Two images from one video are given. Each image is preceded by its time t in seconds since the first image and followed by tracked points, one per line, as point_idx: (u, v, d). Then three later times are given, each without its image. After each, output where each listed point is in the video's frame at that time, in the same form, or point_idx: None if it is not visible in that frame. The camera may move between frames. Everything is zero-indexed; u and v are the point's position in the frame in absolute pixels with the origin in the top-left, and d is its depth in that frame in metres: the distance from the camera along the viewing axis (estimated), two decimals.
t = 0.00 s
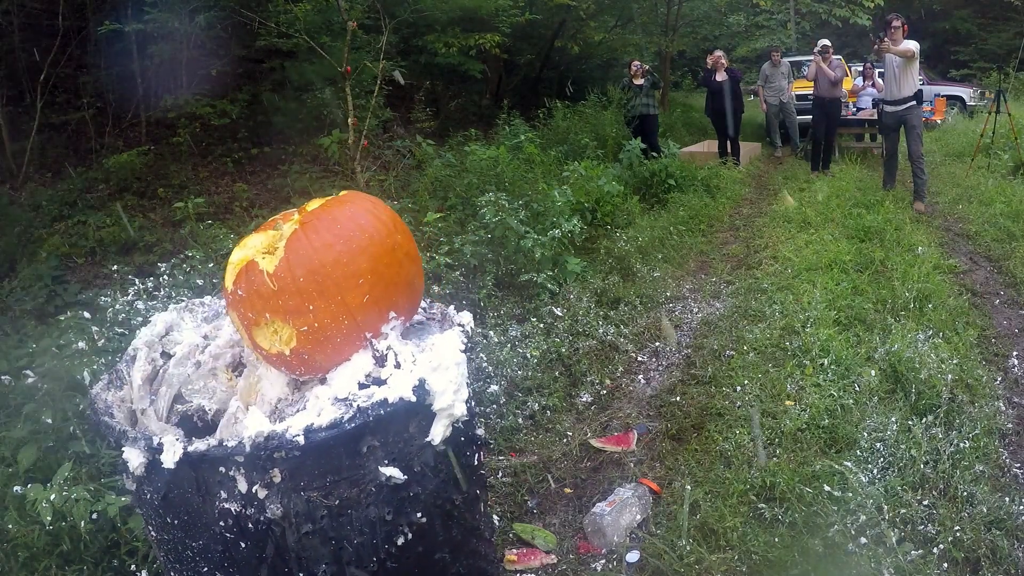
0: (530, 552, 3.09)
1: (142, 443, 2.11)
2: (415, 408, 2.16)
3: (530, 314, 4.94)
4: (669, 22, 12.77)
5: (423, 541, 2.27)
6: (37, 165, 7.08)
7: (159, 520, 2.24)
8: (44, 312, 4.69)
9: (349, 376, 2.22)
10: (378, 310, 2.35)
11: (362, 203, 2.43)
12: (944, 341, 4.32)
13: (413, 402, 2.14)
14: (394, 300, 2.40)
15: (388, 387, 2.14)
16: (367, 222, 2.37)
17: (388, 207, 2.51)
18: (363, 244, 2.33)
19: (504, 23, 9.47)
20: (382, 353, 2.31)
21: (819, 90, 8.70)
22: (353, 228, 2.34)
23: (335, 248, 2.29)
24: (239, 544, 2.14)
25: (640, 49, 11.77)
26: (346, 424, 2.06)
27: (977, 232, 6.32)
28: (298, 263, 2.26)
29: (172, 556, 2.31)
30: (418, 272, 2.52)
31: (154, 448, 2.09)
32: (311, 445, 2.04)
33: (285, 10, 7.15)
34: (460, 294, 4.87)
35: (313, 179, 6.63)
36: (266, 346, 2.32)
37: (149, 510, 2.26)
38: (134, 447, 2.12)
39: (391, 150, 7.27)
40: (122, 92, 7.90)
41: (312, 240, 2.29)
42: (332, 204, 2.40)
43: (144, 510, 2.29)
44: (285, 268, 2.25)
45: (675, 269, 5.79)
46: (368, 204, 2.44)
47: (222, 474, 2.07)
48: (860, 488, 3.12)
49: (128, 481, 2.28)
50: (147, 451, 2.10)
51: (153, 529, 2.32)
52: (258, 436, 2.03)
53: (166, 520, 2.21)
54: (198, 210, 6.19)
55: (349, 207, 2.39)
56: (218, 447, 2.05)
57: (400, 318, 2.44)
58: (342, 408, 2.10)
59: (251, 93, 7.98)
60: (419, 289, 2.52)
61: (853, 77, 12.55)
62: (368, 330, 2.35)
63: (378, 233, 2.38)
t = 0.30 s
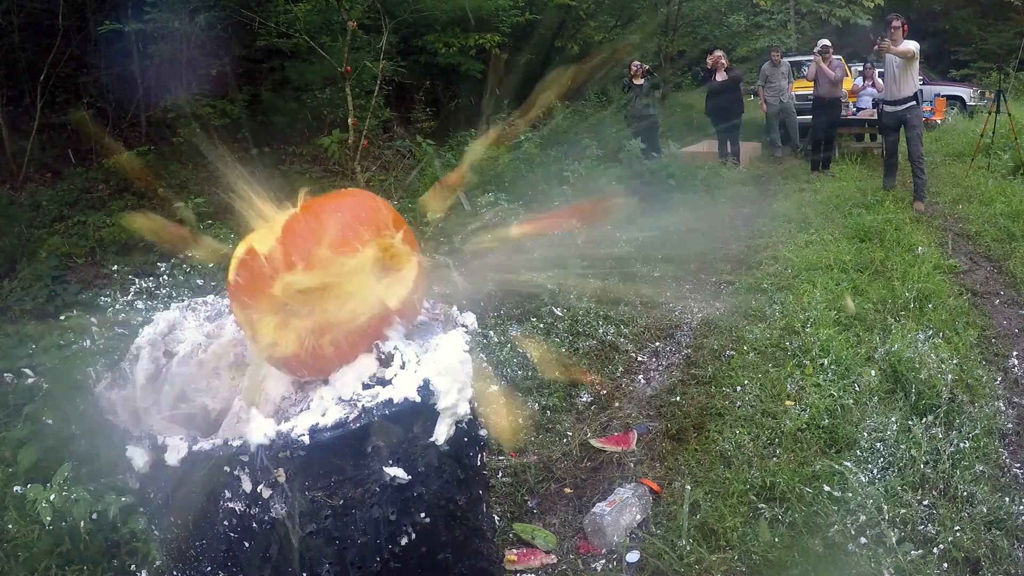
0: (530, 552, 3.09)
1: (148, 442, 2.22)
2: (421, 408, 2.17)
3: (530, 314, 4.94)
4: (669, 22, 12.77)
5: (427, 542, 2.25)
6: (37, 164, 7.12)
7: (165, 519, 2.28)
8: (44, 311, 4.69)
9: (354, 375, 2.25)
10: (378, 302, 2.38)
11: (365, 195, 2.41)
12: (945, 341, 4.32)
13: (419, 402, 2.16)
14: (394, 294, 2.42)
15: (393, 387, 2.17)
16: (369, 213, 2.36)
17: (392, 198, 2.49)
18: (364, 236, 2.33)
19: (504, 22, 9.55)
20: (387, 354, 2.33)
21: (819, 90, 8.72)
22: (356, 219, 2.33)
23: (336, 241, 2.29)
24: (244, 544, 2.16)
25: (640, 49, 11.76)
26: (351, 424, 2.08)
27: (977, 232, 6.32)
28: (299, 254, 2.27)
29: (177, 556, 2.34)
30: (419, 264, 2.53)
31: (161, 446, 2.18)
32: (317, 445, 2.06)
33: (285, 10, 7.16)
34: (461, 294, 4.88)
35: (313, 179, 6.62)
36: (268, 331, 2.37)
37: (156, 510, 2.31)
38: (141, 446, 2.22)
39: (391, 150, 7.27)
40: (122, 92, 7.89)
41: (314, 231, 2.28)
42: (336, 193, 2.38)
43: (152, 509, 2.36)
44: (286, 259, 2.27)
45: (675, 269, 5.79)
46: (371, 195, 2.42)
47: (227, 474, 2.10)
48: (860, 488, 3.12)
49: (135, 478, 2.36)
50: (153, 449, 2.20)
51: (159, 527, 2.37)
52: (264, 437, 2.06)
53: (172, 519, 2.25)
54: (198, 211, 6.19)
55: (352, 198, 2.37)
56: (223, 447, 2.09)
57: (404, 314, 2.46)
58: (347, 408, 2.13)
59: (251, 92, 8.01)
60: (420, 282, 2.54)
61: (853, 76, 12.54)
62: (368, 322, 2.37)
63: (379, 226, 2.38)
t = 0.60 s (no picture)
0: (530, 552, 3.09)
1: (148, 440, 2.13)
2: (424, 408, 2.16)
3: (530, 314, 4.94)
4: (669, 22, 12.77)
5: (430, 541, 2.28)
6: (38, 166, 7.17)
7: (165, 518, 2.24)
8: (44, 311, 4.69)
9: (357, 373, 2.20)
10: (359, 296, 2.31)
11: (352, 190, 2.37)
12: (944, 341, 4.32)
13: (422, 402, 2.15)
14: (377, 289, 2.35)
15: (396, 386, 2.16)
16: (355, 209, 2.32)
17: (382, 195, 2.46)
18: (347, 231, 2.28)
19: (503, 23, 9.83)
20: (390, 353, 2.30)
21: (819, 90, 8.61)
22: (340, 217, 2.28)
23: (317, 234, 2.24)
24: (246, 543, 2.14)
25: (640, 49, 11.75)
26: (356, 423, 2.06)
27: (977, 232, 6.33)
28: (278, 245, 2.21)
29: (178, 556, 2.31)
30: (408, 261, 2.48)
31: (161, 445, 2.11)
32: (321, 444, 2.04)
33: (285, 10, 7.28)
34: (461, 294, 4.90)
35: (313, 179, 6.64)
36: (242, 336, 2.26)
37: (156, 509, 2.27)
38: (141, 444, 2.14)
39: (390, 150, 7.28)
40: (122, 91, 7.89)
41: (295, 224, 2.24)
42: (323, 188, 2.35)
43: (151, 509, 2.31)
44: (265, 250, 2.22)
45: (675, 269, 5.79)
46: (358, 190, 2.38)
47: (230, 473, 2.05)
48: (860, 488, 3.12)
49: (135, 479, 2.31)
50: (153, 448, 2.12)
51: (159, 527, 2.33)
52: (269, 435, 2.02)
53: (172, 518, 2.21)
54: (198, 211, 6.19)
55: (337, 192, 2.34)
56: (226, 445, 2.04)
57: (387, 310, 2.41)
58: (351, 406, 2.11)
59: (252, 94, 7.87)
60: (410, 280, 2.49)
61: (853, 76, 12.54)
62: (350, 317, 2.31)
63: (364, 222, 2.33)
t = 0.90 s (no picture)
0: (530, 553, 3.09)
1: (151, 436, 2.10)
2: (425, 404, 2.16)
3: (530, 314, 4.94)
4: (669, 22, 12.78)
5: (429, 537, 2.28)
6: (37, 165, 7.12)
7: (167, 513, 2.23)
8: (44, 312, 4.70)
9: (358, 370, 2.18)
10: (342, 301, 2.22)
11: (342, 194, 2.30)
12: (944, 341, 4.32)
13: (423, 398, 2.14)
14: (363, 295, 2.25)
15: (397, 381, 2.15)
16: (339, 213, 2.24)
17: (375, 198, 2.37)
18: (328, 236, 2.21)
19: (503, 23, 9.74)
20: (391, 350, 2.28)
21: (819, 89, 8.70)
22: (324, 221, 2.21)
23: (297, 241, 2.18)
24: (246, 538, 2.13)
25: (640, 49, 11.74)
26: (356, 418, 2.05)
27: (977, 232, 6.33)
28: (261, 253, 2.18)
29: (178, 550, 2.31)
30: (402, 265, 2.38)
31: (164, 440, 2.09)
32: (321, 439, 2.03)
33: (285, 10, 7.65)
34: (462, 293, 4.85)
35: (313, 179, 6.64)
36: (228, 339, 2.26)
37: (156, 503, 2.26)
38: (143, 439, 2.11)
39: (390, 150, 7.27)
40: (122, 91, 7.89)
41: (276, 230, 2.19)
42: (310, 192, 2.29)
43: (152, 504, 2.29)
44: (247, 257, 2.19)
45: (675, 269, 5.79)
46: (347, 194, 2.31)
47: (232, 466, 2.05)
48: (859, 488, 3.12)
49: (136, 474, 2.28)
50: (156, 443, 2.09)
51: (160, 522, 2.31)
52: (270, 429, 2.01)
53: (173, 513, 2.21)
54: (198, 211, 6.19)
55: (323, 197, 2.27)
56: (228, 440, 2.03)
57: (376, 315, 2.31)
58: (352, 402, 2.09)
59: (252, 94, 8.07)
60: (403, 284, 2.39)
61: (853, 76, 12.54)
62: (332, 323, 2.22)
63: (349, 226, 2.25)
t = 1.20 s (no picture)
0: (530, 552, 3.09)
1: (153, 426, 2.11)
2: (422, 395, 2.15)
3: (530, 314, 4.94)
4: (669, 22, 12.77)
5: (427, 529, 2.27)
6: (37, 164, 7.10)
7: (168, 504, 2.23)
8: (44, 312, 4.72)
9: (356, 364, 2.17)
10: (326, 319, 2.18)
11: (329, 208, 2.26)
12: (944, 341, 4.32)
13: (420, 389, 2.13)
14: (348, 311, 2.21)
15: (395, 373, 2.14)
16: (324, 228, 2.21)
17: (365, 210, 2.32)
18: (311, 252, 2.18)
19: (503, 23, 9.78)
20: (390, 345, 2.28)
21: (819, 89, 8.69)
22: (306, 239, 2.18)
23: (280, 258, 2.16)
24: (246, 528, 2.12)
25: (641, 49, 11.74)
26: (354, 408, 2.04)
27: (977, 232, 6.33)
28: (245, 271, 2.17)
29: (177, 541, 2.30)
30: (393, 279, 2.33)
31: (166, 429, 2.09)
32: (320, 428, 2.03)
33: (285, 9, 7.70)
34: (461, 293, 4.85)
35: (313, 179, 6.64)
36: (219, 354, 2.27)
37: (157, 494, 2.26)
38: (145, 429, 2.11)
39: (390, 149, 7.27)
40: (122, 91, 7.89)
41: (261, 247, 2.18)
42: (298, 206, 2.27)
43: (153, 497, 2.29)
44: (233, 274, 2.19)
45: (675, 269, 5.80)
46: (335, 207, 2.27)
47: (231, 456, 2.06)
48: (859, 488, 3.12)
49: (137, 466, 2.28)
50: (158, 433, 2.10)
51: (160, 514, 2.31)
52: (269, 419, 2.01)
53: (174, 504, 2.21)
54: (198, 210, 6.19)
55: (309, 211, 2.24)
56: (228, 429, 2.03)
57: (364, 331, 2.26)
58: (349, 392, 2.08)
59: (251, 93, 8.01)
60: (395, 297, 2.34)
61: (853, 76, 12.53)
62: (317, 340, 2.19)
63: (334, 242, 2.21)
